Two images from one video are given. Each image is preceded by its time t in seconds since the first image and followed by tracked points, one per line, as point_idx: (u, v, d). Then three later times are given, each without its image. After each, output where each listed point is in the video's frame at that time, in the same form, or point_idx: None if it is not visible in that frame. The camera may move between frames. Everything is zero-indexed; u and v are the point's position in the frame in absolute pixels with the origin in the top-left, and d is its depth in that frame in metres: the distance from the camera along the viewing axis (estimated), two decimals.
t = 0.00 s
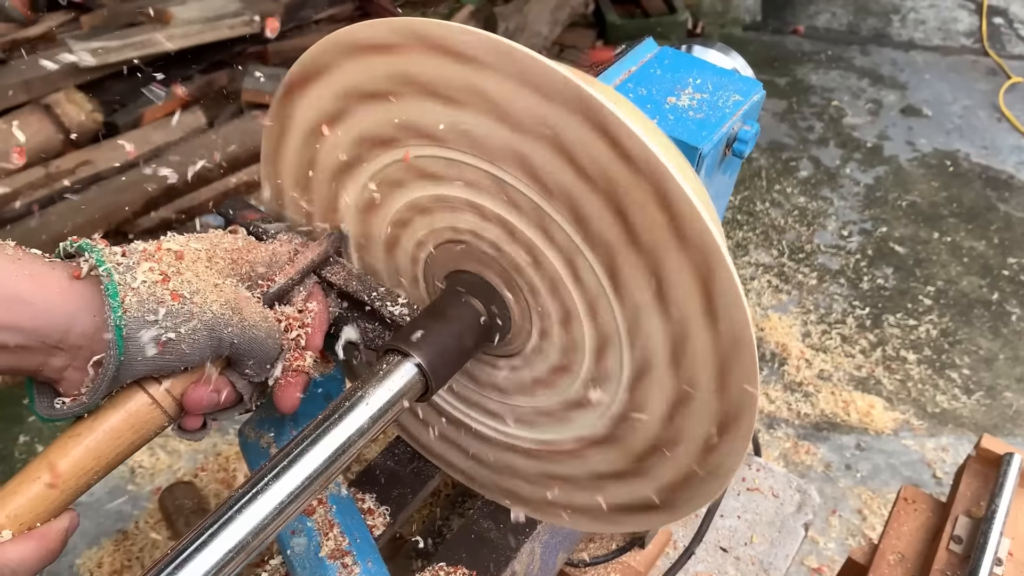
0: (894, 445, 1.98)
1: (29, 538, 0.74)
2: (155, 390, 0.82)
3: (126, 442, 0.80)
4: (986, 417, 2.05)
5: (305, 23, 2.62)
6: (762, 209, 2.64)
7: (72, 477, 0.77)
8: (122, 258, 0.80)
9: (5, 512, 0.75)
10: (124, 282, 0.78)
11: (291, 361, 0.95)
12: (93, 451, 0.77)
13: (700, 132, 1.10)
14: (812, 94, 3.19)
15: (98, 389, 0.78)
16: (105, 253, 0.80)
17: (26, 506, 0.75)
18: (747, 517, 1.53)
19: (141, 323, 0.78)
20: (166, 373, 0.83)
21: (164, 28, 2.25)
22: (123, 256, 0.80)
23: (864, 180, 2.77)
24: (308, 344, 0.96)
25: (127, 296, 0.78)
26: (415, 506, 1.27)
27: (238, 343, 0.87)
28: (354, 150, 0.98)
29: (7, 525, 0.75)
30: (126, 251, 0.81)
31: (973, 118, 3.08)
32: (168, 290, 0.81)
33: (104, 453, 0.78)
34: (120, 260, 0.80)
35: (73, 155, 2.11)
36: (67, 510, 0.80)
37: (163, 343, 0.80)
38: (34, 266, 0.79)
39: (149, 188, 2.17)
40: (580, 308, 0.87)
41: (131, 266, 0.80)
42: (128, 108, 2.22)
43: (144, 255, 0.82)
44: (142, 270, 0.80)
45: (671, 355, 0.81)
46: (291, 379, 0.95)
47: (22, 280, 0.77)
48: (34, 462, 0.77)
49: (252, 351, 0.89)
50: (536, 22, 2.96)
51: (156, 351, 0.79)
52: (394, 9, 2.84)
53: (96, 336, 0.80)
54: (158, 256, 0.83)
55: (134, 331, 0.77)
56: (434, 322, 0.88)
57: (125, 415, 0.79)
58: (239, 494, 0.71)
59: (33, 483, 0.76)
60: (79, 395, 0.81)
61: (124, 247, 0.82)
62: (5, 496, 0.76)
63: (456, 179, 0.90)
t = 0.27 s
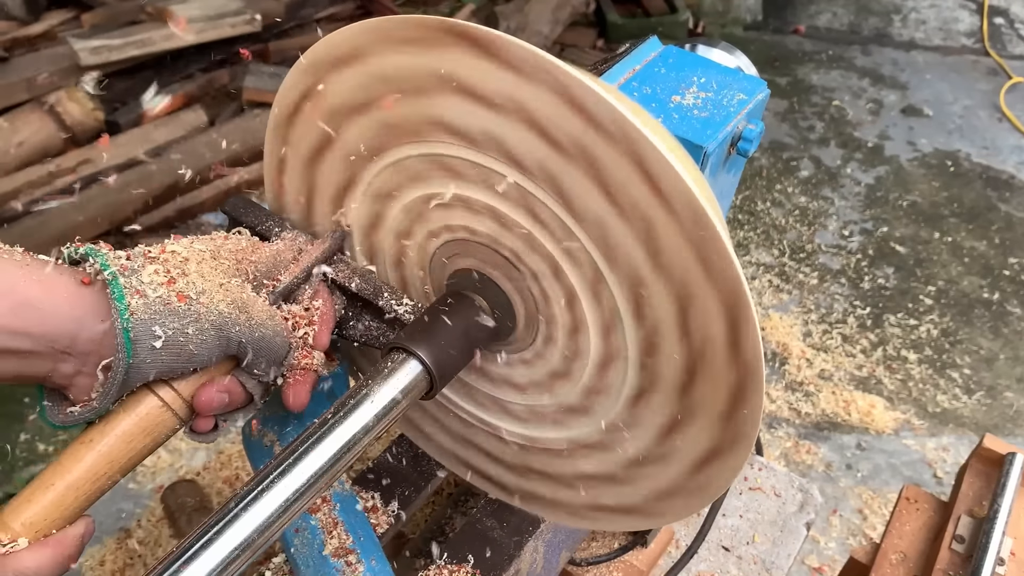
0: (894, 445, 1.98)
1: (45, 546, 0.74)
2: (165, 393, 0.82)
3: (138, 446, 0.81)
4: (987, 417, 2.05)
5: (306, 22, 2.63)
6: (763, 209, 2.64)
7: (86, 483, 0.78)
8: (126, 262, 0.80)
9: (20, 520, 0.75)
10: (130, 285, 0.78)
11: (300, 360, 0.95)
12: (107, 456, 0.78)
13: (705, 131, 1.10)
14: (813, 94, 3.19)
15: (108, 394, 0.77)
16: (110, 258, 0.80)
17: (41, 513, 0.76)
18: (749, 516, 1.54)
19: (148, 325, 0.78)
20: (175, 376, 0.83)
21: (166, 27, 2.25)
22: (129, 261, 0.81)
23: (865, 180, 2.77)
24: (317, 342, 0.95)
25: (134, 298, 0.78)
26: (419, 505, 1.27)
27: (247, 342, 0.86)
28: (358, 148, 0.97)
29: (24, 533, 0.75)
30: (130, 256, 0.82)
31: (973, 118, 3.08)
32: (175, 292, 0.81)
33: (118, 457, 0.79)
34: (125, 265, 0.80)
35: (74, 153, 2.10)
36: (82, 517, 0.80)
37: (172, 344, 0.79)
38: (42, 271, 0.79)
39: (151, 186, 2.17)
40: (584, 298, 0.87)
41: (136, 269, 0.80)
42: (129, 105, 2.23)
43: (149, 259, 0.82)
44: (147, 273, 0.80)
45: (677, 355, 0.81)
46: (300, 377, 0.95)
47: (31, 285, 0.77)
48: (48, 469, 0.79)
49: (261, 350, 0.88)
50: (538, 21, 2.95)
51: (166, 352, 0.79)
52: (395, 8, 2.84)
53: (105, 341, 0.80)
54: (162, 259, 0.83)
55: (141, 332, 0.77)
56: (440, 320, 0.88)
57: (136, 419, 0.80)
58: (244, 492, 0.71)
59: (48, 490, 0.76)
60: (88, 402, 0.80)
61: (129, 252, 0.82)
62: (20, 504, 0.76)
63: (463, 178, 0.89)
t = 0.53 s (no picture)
0: (896, 445, 1.98)
1: (55, 554, 0.74)
2: (172, 397, 0.82)
3: (147, 452, 0.80)
4: (988, 418, 2.05)
5: (307, 21, 2.63)
6: (765, 209, 2.64)
7: (96, 490, 0.76)
8: (127, 267, 0.80)
9: (30, 529, 0.74)
10: (132, 289, 0.78)
11: (304, 360, 0.95)
12: (116, 462, 0.77)
13: (709, 132, 1.10)
14: (815, 94, 3.19)
15: (115, 399, 0.77)
16: (111, 263, 0.79)
17: (52, 520, 0.75)
18: (751, 517, 1.53)
19: (152, 329, 0.78)
20: (178, 379, 0.82)
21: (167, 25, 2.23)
22: (130, 265, 0.80)
23: (866, 180, 2.77)
24: (323, 340, 0.96)
25: (136, 303, 0.77)
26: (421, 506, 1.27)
27: (249, 343, 0.87)
28: (360, 150, 0.96)
29: (33, 541, 0.74)
30: (131, 260, 0.81)
31: (975, 118, 3.07)
32: (178, 296, 0.81)
33: (127, 463, 0.78)
34: (126, 269, 0.79)
35: (75, 152, 2.10)
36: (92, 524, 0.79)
37: (176, 347, 0.80)
38: (43, 278, 0.79)
39: (151, 185, 2.16)
40: (587, 295, 0.87)
41: (137, 274, 0.80)
42: (131, 105, 2.23)
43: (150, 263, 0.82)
44: (149, 277, 0.80)
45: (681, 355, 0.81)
46: (306, 376, 0.95)
47: (32, 292, 0.77)
48: (56, 477, 0.77)
49: (264, 352, 0.89)
50: (539, 20, 2.94)
51: (170, 356, 0.79)
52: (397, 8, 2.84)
53: (108, 347, 0.80)
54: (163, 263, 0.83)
55: (145, 336, 0.77)
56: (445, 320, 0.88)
57: (144, 424, 0.79)
58: (247, 493, 0.71)
59: (58, 498, 0.75)
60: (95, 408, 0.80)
61: (129, 257, 0.81)
62: (30, 512, 0.75)
63: (467, 179, 0.89)
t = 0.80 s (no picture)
0: (897, 445, 1.98)
1: (30, 534, 0.73)
2: (154, 382, 0.82)
3: (126, 435, 0.80)
4: (990, 418, 2.05)
5: (309, 21, 2.63)
6: (766, 209, 2.64)
7: (73, 471, 0.77)
8: (115, 252, 0.81)
9: (6, 508, 0.74)
10: (120, 274, 0.79)
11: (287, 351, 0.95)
12: (94, 444, 0.77)
13: (709, 131, 1.10)
14: (816, 94, 3.19)
15: (97, 381, 0.78)
16: (100, 247, 0.80)
17: (27, 500, 0.75)
18: (753, 517, 1.54)
19: (138, 314, 0.78)
20: (163, 365, 0.83)
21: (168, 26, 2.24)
22: (118, 250, 0.81)
23: (868, 180, 2.77)
24: (305, 334, 0.97)
25: (123, 288, 0.78)
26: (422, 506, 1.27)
27: (235, 332, 0.87)
28: (364, 148, 0.97)
29: (10, 521, 0.74)
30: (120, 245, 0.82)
31: (977, 118, 3.07)
32: (165, 282, 0.82)
33: (105, 446, 0.78)
34: (115, 254, 0.80)
35: (77, 153, 2.11)
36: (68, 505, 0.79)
37: (161, 334, 0.80)
38: (30, 260, 0.79)
39: (153, 186, 2.14)
40: (587, 297, 0.87)
41: (126, 259, 0.80)
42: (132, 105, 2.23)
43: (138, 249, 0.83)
44: (138, 263, 0.81)
45: (681, 359, 0.81)
46: (291, 365, 0.95)
47: (17, 274, 0.78)
48: (33, 456, 0.77)
49: (249, 341, 0.89)
50: (541, 20, 2.93)
51: (156, 342, 0.80)
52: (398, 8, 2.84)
53: (92, 330, 0.80)
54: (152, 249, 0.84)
55: (131, 322, 0.78)
56: (442, 319, 0.88)
57: (124, 408, 0.80)
58: (247, 493, 0.71)
59: (34, 478, 0.75)
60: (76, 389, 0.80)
61: (118, 242, 0.82)
62: (6, 491, 0.75)
63: (471, 178, 0.89)
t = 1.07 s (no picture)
0: (900, 445, 1.98)
1: (31, 523, 0.74)
2: (156, 378, 0.83)
3: (127, 429, 0.81)
4: (993, 417, 2.05)
5: (311, 22, 2.64)
6: (768, 209, 2.64)
7: (74, 463, 0.77)
8: (123, 251, 0.81)
9: (8, 497, 0.75)
10: (127, 274, 0.80)
11: (289, 349, 0.96)
12: (96, 437, 0.78)
13: (710, 131, 1.10)
14: (818, 94, 3.19)
15: (101, 378, 0.78)
16: (108, 246, 0.81)
17: (28, 490, 0.76)
18: (755, 516, 1.54)
19: (144, 314, 0.79)
20: (167, 364, 0.84)
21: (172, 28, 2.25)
22: (126, 249, 0.82)
23: (870, 179, 2.77)
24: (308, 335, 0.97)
25: (130, 288, 0.79)
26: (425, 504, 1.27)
27: (238, 333, 0.87)
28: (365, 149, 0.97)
29: (11, 509, 0.75)
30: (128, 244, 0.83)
31: (980, 118, 3.07)
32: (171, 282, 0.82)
33: (107, 440, 0.79)
34: (123, 253, 0.81)
35: (81, 154, 2.12)
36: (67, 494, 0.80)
37: (166, 335, 0.81)
38: (40, 256, 0.80)
39: (157, 187, 2.14)
40: (589, 294, 0.87)
41: (133, 259, 0.81)
42: (135, 107, 2.26)
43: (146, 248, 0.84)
44: (145, 262, 0.82)
45: (683, 356, 0.81)
46: (291, 367, 0.97)
47: (27, 268, 0.79)
48: (35, 447, 0.78)
49: (252, 341, 0.90)
50: (544, 21, 2.93)
51: (160, 342, 0.80)
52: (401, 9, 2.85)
53: (98, 326, 0.81)
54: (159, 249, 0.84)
55: (136, 322, 0.78)
56: (446, 317, 0.89)
57: (126, 403, 0.80)
58: (253, 489, 0.72)
59: (35, 469, 0.76)
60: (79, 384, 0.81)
61: (126, 240, 0.83)
62: (8, 481, 0.76)
63: (473, 178, 0.90)
